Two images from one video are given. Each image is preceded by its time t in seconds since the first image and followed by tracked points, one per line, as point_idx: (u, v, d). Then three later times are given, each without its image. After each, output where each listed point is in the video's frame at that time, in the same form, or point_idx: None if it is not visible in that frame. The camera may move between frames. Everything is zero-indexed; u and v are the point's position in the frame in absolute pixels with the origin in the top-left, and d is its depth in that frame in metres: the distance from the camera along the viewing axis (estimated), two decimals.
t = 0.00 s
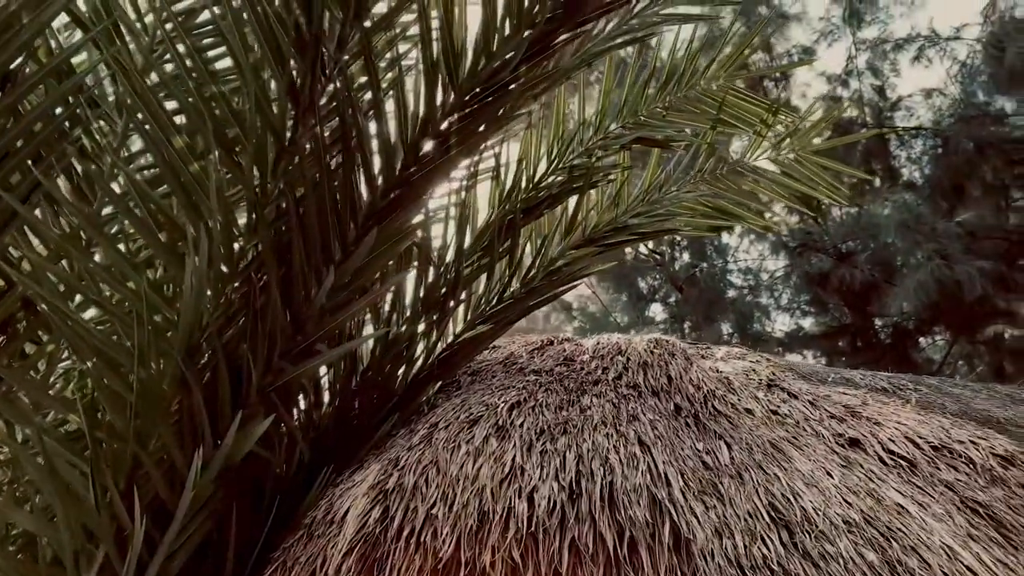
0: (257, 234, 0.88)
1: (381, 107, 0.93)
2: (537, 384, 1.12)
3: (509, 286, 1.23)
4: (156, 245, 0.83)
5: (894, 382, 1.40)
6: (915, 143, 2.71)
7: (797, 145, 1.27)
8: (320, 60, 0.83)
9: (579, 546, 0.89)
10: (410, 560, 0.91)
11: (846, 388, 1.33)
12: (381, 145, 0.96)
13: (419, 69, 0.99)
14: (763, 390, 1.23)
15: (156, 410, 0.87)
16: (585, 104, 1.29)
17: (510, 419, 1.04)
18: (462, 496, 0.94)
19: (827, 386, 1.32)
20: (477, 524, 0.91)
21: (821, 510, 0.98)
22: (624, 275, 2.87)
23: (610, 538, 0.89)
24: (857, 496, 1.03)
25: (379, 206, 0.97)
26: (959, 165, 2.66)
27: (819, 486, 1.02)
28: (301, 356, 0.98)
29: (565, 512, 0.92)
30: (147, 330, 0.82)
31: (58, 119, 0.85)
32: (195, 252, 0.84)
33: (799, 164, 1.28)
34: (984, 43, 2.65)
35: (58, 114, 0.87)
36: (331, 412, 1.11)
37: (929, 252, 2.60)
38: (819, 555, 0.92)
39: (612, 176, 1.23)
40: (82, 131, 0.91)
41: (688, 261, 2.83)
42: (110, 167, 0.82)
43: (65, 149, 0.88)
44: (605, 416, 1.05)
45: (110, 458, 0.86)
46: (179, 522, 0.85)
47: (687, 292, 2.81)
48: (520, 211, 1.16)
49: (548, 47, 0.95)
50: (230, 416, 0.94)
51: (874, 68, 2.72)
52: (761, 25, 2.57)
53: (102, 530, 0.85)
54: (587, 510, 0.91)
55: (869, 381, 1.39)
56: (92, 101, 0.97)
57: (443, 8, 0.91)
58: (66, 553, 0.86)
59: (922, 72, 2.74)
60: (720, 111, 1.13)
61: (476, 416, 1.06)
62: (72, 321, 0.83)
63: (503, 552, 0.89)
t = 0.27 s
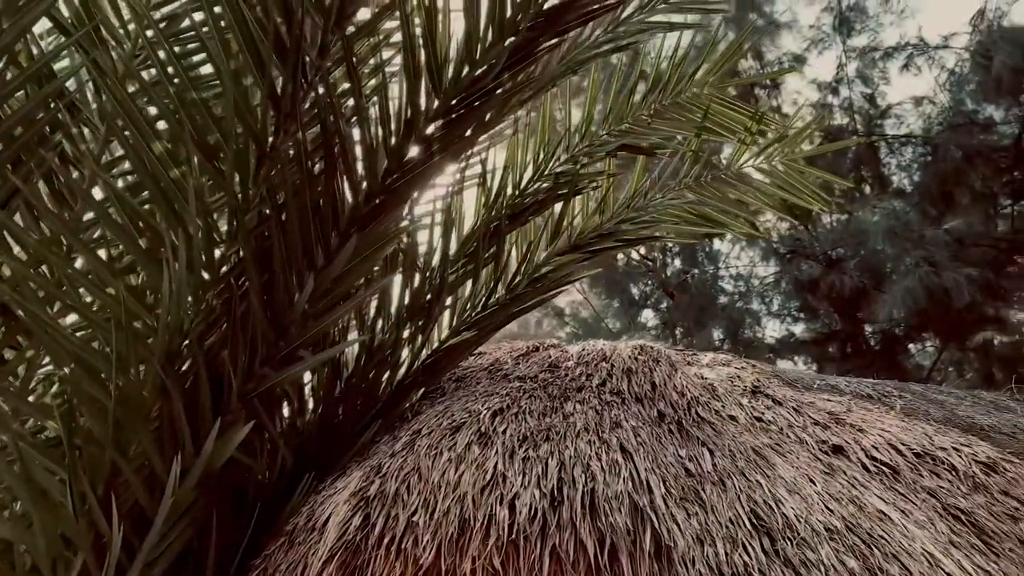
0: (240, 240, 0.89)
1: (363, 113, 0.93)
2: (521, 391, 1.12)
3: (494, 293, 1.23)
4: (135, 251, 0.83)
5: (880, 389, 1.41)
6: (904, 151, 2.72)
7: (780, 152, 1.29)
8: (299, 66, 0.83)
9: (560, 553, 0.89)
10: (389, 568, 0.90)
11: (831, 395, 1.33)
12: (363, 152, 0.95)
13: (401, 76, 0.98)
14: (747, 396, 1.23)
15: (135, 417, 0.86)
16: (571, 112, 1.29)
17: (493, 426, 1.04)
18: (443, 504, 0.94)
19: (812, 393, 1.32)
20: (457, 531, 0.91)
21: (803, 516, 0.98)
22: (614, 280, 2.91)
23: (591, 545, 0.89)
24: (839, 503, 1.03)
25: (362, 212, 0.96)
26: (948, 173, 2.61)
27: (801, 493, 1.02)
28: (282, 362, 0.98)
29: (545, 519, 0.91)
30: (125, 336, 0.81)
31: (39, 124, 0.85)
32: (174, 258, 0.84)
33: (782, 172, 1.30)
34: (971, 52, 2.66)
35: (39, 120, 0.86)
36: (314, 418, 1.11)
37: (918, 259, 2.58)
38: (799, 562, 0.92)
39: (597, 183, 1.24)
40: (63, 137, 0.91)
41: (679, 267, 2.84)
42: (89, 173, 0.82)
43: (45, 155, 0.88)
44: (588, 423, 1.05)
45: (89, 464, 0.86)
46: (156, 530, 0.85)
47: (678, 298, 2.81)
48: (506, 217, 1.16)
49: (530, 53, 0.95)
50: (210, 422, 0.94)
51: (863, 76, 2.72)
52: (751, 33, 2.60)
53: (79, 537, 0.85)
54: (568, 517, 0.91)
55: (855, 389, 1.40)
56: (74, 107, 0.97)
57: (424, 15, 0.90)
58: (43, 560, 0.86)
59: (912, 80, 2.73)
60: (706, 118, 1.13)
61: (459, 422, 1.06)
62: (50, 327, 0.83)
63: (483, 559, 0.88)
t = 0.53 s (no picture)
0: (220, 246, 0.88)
1: (346, 120, 0.93)
2: (505, 399, 1.12)
3: (479, 300, 1.23)
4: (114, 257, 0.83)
5: (865, 397, 1.41)
6: (895, 158, 2.70)
7: (767, 159, 1.27)
8: (280, 73, 0.83)
9: (541, 561, 0.88)
10: None
11: (816, 402, 1.33)
12: (347, 160, 0.96)
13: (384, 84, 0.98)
14: (732, 403, 1.24)
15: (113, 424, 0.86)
16: (558, 120, 1.29)
17: (476, 434, 1.04)
18: (424, 512, 0.93)
19: (797, 400, 1.32)
20: (438, 540, 0.91)
21: (786, 524, 0.97)
22: (606, 286, 2.91)
23: (572, 553, 0.88)
24: (822, 510, 1.02)
25: (345, 218, 0.96)
26: (937, 181, 2.58)
27: (785, 500, 1.02)
28: (265, 369, 0.98)
29: (527, 526, 0.91)
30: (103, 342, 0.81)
31: (19, 129, 0.85)
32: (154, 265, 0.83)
33: (767, 180, 1.26)
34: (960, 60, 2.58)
35: (18, 125, 0.86)
36: (298, 426, 1.10)
37: (907, 264, 2.51)
38: (782, 570, 0.91)
39: (584, 190, 1.23)
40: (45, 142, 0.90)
41: (671, 273, 2.85)
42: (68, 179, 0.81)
43: (25, 160, 0.87)
44: (572, 431, 1.05)
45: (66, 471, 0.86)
46: (135, 539, 0.84)
47: (670, 303, 2.82)
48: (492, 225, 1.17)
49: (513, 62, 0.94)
50: (191, 430, 0.94)
51: (854, 84, 2.73)
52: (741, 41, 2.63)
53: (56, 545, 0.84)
54: (550, 524, 0.90)
55: (841, 396, 1.40)
56: (55, 112, 0.96)
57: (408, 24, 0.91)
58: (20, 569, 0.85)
59: (901, 88, 2.71)
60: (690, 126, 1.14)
61: (443, 430, 1.05)
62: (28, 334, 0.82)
63: (465, 567, 0.88)
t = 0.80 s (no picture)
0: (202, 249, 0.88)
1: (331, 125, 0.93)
2: (491, 405, 1.12)
3: (466, 304, 1.23)
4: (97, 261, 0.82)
5: (852, 402, 1.41)
6: (885, 164, 2.71)
7: (754, 165, 1.26)
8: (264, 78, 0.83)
9: (525, 567, 0.87)
10: None
11: (804, 407, 1.34)
12: (332, 162, 0.95)
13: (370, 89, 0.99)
14: (720, 409, 1.24)
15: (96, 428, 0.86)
16: (546, 124, 1.29)
17: (462, 439, 1.04)
18: (408, 518, 0.93)
19: (785, 406, 1.33)
20: (422, 546, 0.90)
21: (771, 530, 0.97)
22: (598, 291, 2.86)
23: (557, 559, 0.87)
24: (808, 516, 1.02)
25: (330, 220, 0.95)
26: (927, 188, 2.59)
27: (771, 506, 1.02)
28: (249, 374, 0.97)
29: (511, 532, 0.90)
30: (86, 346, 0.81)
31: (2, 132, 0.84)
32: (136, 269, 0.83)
33: (755, 188, 1.26)
34: (950, 67, 2.59)
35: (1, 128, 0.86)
36: (283, 431, 1.10)
37: (900, 268, 2.50)
38: None
39: (572, 195, 1.23)
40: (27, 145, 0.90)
41: (663, 278, 2.82)
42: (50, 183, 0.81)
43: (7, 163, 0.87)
44: (557, 436, 1.05)
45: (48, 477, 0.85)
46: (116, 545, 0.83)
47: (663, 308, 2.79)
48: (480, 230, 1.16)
49: (498, 66, 0.95)
50: (173, 435, 0.94)
51: (845, 91, 2.72)
52: (729, 48, 2.64)
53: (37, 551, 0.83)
54: (534, 530, 0.90)
55: (828, 401, 1.40)
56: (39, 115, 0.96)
57: (394, 31, 0.92)
58: None
59: (891, 95, 2.71)
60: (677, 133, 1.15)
61: (428, 435, 1.05)
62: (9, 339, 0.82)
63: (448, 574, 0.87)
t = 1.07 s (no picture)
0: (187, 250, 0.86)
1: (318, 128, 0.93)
2: (479, 410, 1.12)
3: (454, 309, 1.23)
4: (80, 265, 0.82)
5: (841, 408, 1.42)
6: (875, 171, 2.71)
7: (742, 171, 1.28)
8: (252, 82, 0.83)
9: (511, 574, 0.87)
10: None
11: (792, 413, 1.34)
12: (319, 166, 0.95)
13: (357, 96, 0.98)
14: (708, 415, 1.24)
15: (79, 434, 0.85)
16: (536, 128, 1.29)
17: (449, 445, 1.03)
18: (395, 523, 0.92)
19: (774, 412, 1.33)
20: (408, 552, 0.89)
21: (758, 536, 0.96)
22: (592, 296, 2.84)
23: (543, 565, 0.87)
24: (795, 522, 1.02)
25: (317, 224, 0.95)
26: (917, 194, 2.61)
27: (758, 512, 1.02)
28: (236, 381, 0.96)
29: (497, 539, 0.90)
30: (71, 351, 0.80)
31: None
32: (121, 273, 0.83)
33: (742, 193, 1.27)
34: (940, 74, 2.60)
35: None
36: (270, 437, 1.09)
37: (894, 274, 2.52)
38: None
39: (561, 201, 1.23)
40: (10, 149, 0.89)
41: (655, 282, 2.83)
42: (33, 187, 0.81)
43: None
44: (545, 442, 1.05)
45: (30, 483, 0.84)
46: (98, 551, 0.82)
47: (656, 312, 2.79)
48: (470, 235, 1.15)
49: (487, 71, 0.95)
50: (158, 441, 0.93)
51: (836, 97, 2.72)
52: (721, 54, 2.61)
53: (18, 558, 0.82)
54: (520, 536, 0.89)
55: (817, 407, 1.41)
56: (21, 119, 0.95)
57: (382, 36, 0.92)
58: None
59: (882, 102, 2.71)
60: (666, 138, 1.15)
61: (415, 441, 1.05)
62: None
63: None
